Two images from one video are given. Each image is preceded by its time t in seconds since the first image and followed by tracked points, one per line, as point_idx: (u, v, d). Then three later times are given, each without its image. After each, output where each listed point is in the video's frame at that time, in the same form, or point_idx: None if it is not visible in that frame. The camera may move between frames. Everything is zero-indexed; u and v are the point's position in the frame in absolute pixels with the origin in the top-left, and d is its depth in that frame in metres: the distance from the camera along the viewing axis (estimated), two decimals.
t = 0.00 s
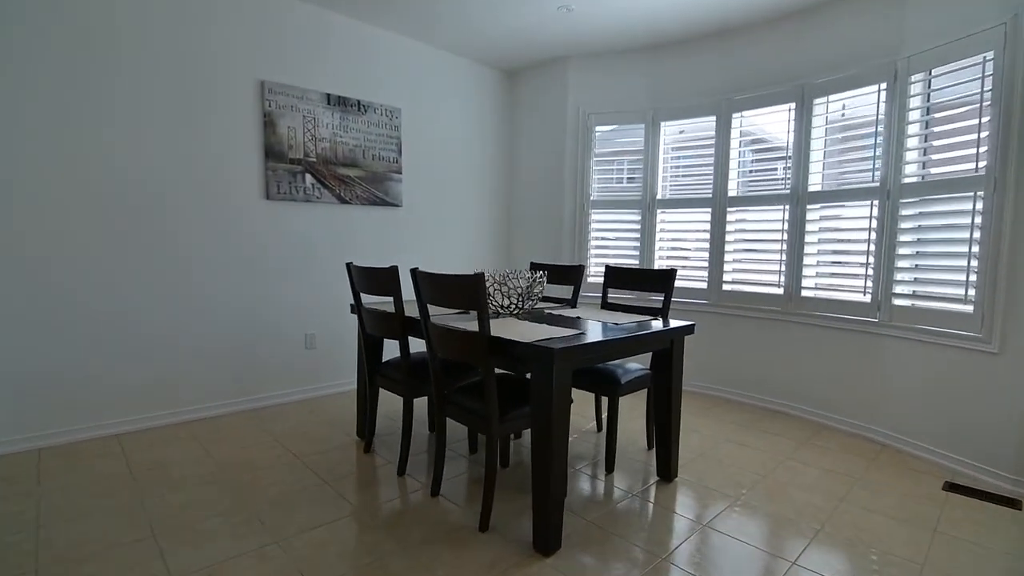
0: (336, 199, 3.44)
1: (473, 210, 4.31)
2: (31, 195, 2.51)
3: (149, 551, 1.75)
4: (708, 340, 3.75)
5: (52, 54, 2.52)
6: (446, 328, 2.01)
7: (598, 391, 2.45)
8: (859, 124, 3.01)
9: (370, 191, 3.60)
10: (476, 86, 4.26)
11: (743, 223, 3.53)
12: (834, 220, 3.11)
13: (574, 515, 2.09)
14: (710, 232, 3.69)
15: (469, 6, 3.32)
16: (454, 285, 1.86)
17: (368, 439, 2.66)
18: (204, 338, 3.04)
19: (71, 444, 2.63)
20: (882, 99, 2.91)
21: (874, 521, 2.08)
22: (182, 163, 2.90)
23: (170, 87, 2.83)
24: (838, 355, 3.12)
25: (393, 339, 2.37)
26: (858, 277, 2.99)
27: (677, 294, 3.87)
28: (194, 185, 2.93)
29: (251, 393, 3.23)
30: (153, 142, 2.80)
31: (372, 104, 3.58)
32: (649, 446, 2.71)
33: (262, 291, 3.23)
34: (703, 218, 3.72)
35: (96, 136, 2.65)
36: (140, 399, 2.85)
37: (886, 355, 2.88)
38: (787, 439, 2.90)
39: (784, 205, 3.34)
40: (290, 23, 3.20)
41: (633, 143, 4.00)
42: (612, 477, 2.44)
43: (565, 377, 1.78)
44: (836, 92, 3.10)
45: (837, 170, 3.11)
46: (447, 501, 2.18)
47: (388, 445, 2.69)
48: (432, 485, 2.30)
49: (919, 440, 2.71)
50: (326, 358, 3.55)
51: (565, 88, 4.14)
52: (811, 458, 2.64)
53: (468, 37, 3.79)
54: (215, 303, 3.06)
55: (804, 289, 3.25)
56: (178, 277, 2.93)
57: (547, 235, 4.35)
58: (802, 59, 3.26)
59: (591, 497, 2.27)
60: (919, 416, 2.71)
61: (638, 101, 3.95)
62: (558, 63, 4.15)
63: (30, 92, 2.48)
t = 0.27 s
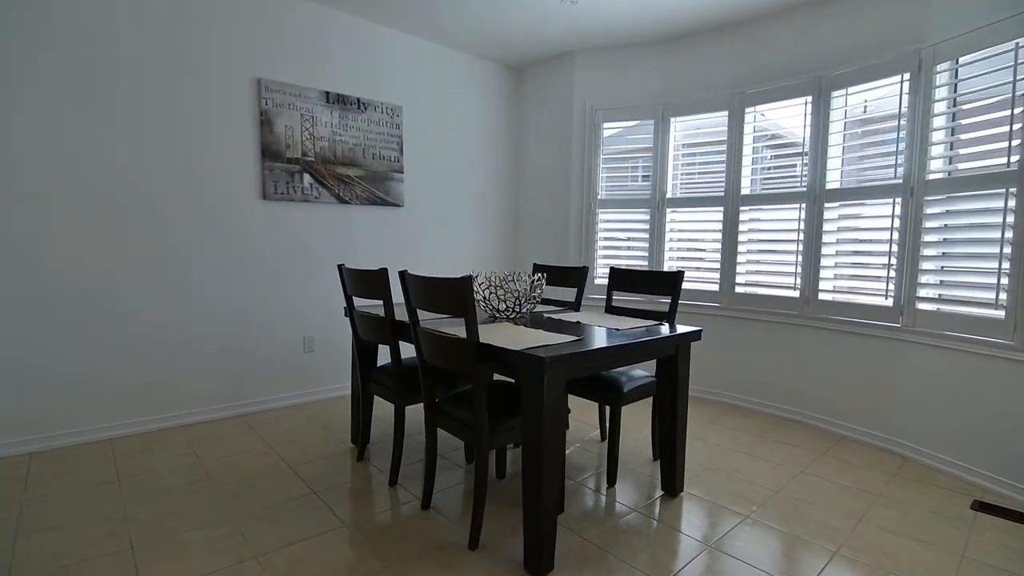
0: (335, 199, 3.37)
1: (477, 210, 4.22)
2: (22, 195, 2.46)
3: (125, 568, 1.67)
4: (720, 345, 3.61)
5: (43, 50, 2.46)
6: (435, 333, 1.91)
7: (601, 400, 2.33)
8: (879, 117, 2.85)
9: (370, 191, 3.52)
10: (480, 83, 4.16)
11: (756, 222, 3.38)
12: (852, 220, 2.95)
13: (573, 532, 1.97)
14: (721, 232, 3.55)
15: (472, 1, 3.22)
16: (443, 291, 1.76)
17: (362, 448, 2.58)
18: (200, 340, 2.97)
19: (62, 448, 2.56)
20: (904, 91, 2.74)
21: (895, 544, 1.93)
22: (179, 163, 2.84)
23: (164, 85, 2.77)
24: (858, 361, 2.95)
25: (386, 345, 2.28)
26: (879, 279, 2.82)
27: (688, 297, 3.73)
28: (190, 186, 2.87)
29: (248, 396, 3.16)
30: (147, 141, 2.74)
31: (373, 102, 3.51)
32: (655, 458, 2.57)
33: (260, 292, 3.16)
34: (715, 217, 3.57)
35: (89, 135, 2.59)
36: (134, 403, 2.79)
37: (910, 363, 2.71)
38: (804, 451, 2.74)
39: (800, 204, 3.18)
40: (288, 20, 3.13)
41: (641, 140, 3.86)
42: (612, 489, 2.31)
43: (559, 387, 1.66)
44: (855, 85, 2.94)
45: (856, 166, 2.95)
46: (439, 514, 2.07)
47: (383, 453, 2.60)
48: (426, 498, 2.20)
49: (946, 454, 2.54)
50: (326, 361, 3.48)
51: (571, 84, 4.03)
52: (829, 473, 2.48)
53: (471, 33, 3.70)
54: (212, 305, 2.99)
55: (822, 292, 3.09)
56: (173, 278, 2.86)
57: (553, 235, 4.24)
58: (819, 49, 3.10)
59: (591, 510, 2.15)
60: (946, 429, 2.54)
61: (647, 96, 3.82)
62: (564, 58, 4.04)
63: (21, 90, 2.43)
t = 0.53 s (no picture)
0: (339, 198, 3.32)
1: (487, 208, 4.13)
2: (21, 194, 2.45)
3: None
4: (736, 348, 3.46)
5: (43, 49, 2.45)
6: (430, 336, 1.83)
7: (606, 406, 2.22)
8: (907, 108, 2.68)
9: (375, 190, 3.46)
10: (490, 79, 4.07)
11: (776, 220, 3.23)
12: (878, 217, 2.78)
13: (573, 547, 1.86)
14: (738, 231, 3.40)
15: None
16: (434, 292, 1.67)
17: (361, 452, 2.51)
18: (202, 341, 2.95)
19: (61, 448, 2.56)
20: (934, 80, 2.57)
21: (924, 568, 1.78)
22: (180, 162, 2.82)
23: (165, 83, 2.75)
24: (884, 368, 2.78)
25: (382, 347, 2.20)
26: (907, 281, 2.66)
27: (704, 298, 3.59)
28: (191, 185, 2.85)
29: (250, 398, 3.13)
30: (147, 139, 2.72)
31: (378, 99, 3.44)
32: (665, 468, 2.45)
33: (262, 293, 3.12)
34: (732, 216, 3.43)
35: (88, 134, 2.58)
36: (135, 403, 2.77)
37: (940, 370, 2.54)
38: (824, 462, 2.59)
39: (822, 201, 3.03)
40: (292, 16, 3.08)
41: (655, 136, 3.73)
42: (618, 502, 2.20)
43: (555, 396, 1.56)
44: (881, 74, 2.78)
45: (882, 161, 2.78)
46: (433, 525, 1.99)
47: (382, 459, 2.53)
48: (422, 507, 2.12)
49: (980, 469, 2.36)
50: (330, 362, 3.43)
51: (583, 79, 3.91)
52: (850, 487, 2.34)
53: (479, 28, 3.61)
54: (213, 305, 2.96)
55: (845, 294, 2.93)
56: (174, 278, 2.84)
57: (563, 234, 4.13)
58: (843, 37, 2.94)
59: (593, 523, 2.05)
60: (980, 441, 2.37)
61: (661, 90, 3.68)
62: (575, 53, 3.93)
63: (21, 89, 2.42)
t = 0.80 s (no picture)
0: (341, 195, 3.25)
1: (494, 206, 4.03)
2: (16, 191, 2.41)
3: None
4: (753, 352, 3.30)
5: (38, 45, 2.42)
6: (421, 339, 1.73)
7: (611, 413, 2.10)
8: (938, 96, 2.50)
9: (379, 187, 3.39)
10: (497, 74, 3.97)
11: (795, 217, 3.07)
12: (906, 213, 2.61)
13: (572, 565, 1.74)
14: (756, 228, 3.24)
15: None
16: (421, 292, 1.57)
17: (358, 457, 2.43)
18: (200, 341, 2.89)
19: (56, 449, 2.51)
20: (967, 65, 2.39)
21: None
22: (179, 160, 2.77)
23: (162, 79, 2.70)
24: (912, 374, 2.60)
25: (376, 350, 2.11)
26: (938, 281, 2.48)
27: (719, 299, 3.44)
28: (190, 183, 2.80)
29: (251, 399, 3.07)
30: (144, 136, 2.67)
31: (381, 94, 3.37)
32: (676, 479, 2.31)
33: (261, 293, 3.06)
34: (748, 213, 3.27)
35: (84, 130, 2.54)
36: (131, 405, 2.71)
37: (974, 377, 2.36)
38: (848, 475, 2.42)
39: (845, 197, 2.86)
40: (292, 10, 3.02)
41: (667, 130, 3.58)
42: (624, 515, 2.07)
43: (550, 404, 1.45)
44: (910, 61, 2.60)
45: (909, 153, 2.61)
46: (426, 537, 1.89)
47: (380, 464, 2.45)
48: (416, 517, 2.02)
49: (1019, 484, 2.18)
50: (333, 363, 3.37)
51: (592, 73, 3.80)
52: (876, 503, 2.17)
53: (485, 21, 3.51)
54: (211, 305, 2.91)
55: (870, 294, 2.76)
56: (172, 278, 2.79)
57: (573, 233, 4.01)
58: (868, 22, 2.76)
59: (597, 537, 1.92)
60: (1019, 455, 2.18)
61: (674, 83, 3.54)
62: (585, 45, 3.80)
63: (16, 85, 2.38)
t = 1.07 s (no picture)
0: (344, 194, 3.19)
1: (502, 205, 3.93)
2: (14, 191, 2.38)
3: None
4: (771, 357, 3.14)
5: (37, 44, 2.39)
6: (410, 345, 1.63)
7: (614, 424, 1.98)
8: (971, 86, 2.32)
9: (382, 186, 3.32)
10: (506, 69, 3.87)
11: (817, 215, 2.90)
12: (937, 211, 2.43)
13: None
14: (774, 227, 3.08)
15: None
16: (406, 297, 1.47)
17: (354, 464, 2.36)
18: (200, 342, 2.85)
19: (54, 451, 2.48)
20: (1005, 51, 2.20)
21: None
22: (179, 159, 2.72)
23: (162, 76, 2.65)
24: (945, 384, 2.42)
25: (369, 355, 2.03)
26: (972, 285, 2.31)
27: (735, 301, 3.28)
28: (190, 182, 2.75)
29: (252, 401, 3.02)
30: (143, 134, 2.63)
31: (385, 91, 3.30)
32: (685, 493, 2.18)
33: (263, 293, 3.01)
34: (767, 211, 3.11)
35: (83, 129, 2.50)
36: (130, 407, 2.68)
37: (1013, 388, 2.18)
38: (872, 492, 2.26)
39: (871, 193, 2.68)
40: (294, 6, 2.96)
41: (681, 124, 3.44)
42: (628, 532, 1.95)
43: (539, 419, 1.35)
44: (941, 47, 2.42)
45: (940, 147, 2.43)
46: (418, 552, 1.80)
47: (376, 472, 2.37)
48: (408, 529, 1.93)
49: None
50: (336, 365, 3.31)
51: (603, 66, 3.67)
52: (904, 524, 2.01)
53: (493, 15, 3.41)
54: (212, 306, 2.86)
55: (897, 298, 2.59)
56: (172, 278, 2.75)
57: (583, 232, 3.89)
58: (897, 7, 2.59)
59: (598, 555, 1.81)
60: None
61: (689, 75, 3.39)
62: (596, 38, 3.68)
63: (14, 83, 2.35)
